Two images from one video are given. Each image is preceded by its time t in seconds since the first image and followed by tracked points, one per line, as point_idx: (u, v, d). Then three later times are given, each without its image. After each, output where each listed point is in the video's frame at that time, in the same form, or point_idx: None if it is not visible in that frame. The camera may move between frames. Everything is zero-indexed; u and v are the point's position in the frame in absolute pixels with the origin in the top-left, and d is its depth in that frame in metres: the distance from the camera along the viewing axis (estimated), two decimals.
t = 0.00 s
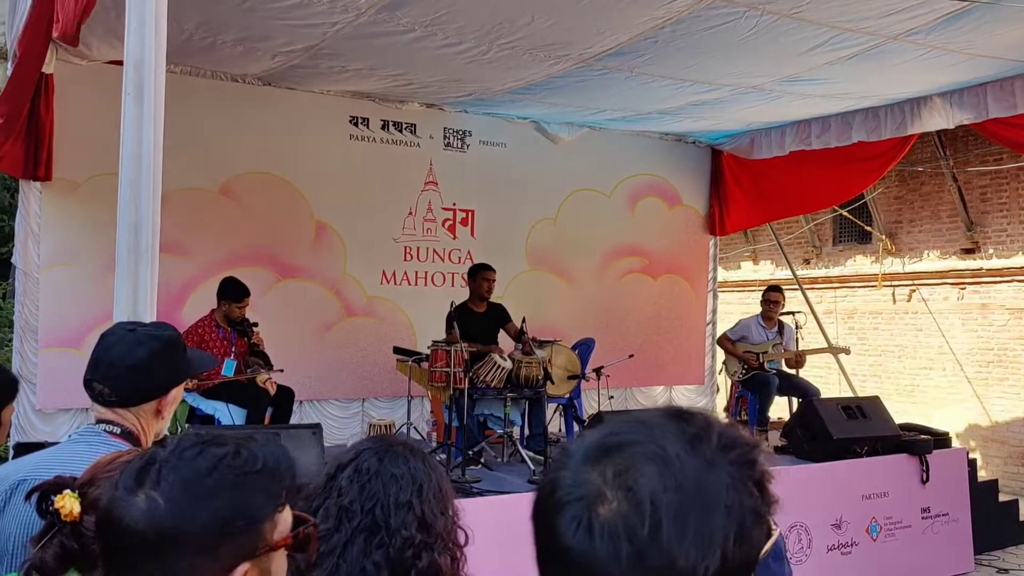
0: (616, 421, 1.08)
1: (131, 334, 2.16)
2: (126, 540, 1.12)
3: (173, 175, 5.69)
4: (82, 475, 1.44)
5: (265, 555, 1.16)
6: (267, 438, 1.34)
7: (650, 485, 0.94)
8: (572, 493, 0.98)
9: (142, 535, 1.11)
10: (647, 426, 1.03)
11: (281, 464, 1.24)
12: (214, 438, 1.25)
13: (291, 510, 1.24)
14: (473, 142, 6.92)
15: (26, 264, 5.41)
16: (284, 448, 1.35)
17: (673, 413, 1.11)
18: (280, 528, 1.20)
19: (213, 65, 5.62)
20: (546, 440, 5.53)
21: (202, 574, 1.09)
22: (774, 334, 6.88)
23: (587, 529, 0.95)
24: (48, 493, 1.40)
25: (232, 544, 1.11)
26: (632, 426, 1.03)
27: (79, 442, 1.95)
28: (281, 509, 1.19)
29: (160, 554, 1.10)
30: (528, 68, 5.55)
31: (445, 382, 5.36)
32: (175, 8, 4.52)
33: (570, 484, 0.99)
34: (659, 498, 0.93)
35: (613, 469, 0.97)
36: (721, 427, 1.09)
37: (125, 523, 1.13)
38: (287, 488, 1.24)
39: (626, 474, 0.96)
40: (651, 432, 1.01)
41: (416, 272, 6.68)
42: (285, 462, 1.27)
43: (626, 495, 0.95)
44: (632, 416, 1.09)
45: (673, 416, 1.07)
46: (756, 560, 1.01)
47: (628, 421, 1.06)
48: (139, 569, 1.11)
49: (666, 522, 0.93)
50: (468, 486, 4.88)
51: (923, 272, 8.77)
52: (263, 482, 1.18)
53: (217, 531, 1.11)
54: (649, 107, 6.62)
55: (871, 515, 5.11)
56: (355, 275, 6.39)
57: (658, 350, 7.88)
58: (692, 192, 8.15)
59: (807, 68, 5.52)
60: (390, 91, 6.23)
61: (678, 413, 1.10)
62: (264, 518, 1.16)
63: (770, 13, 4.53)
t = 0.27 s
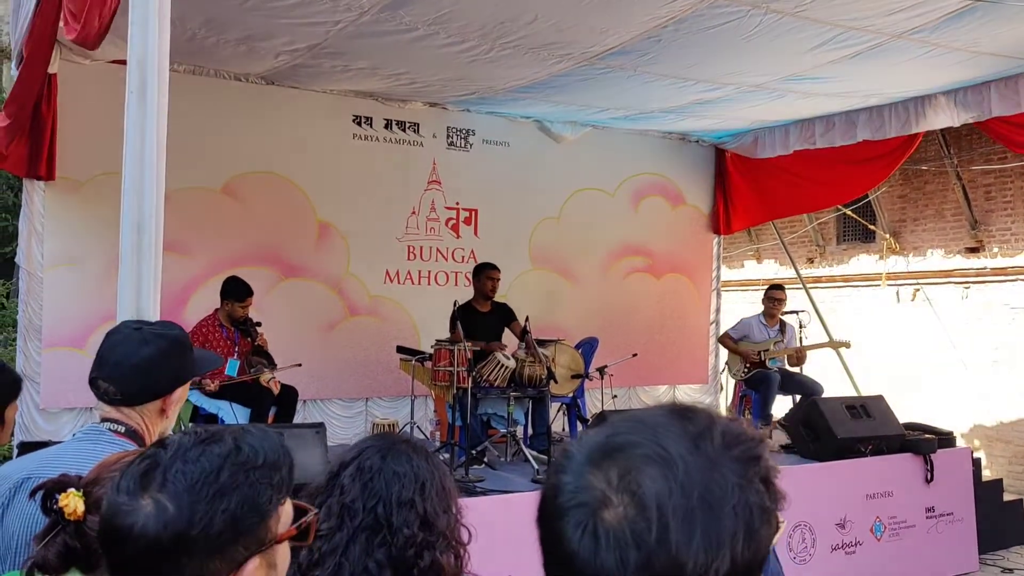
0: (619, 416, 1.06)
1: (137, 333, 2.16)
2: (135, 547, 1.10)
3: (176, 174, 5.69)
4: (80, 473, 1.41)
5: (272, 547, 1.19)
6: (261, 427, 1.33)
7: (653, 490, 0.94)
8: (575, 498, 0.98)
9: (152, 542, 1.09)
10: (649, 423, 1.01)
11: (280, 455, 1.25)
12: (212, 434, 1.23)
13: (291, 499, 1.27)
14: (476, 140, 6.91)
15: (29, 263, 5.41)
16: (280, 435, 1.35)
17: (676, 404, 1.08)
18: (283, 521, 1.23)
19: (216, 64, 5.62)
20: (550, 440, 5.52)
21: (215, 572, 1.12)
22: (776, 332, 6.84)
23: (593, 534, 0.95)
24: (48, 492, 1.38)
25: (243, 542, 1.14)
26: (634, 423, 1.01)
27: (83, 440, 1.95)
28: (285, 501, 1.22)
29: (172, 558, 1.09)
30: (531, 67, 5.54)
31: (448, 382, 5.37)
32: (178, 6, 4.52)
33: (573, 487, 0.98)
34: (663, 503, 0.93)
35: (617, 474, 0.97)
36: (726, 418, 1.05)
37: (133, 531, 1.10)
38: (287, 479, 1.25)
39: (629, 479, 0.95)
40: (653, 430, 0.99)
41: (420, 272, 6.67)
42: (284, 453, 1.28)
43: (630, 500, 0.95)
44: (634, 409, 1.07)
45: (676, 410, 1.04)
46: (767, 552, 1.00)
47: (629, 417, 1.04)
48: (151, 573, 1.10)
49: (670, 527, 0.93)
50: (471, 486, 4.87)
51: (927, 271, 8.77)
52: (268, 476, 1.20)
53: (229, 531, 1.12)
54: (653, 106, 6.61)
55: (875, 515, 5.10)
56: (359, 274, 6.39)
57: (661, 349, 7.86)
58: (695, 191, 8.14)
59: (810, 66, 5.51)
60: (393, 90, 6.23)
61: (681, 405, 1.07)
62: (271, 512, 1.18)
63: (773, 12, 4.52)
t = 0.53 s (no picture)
0: (624, 418, 1.01)
1: (138, 333, 2.16)
2: (133, 550, 1.10)
3: (177, 174, 5.69)
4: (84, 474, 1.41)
5: (270, 551, 1.18)
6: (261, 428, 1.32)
7: (668, 498, 0.89)
8: (586, 510, 0.93)
9: (150, 545, 1.09)
10: (657, 426, 0.96)
11: (279, 458, 1.24)
12: (211, 436, 1.23)
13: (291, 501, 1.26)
14: (478, 141, 6.91)
15: (31, 263, 5.41)
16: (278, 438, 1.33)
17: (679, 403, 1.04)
18: (282, 525, 1.21)
19: (218, 65, 5.62)
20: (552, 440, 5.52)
21: None
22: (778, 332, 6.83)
23: (608, 548, 0.91)
24: (52, 493, 1.38)
25: (240, 546, 1.13)
26: (641, 427, 0.96)
27: (84, 440, 1.95)
28: (284, 504, 1.20)
29: (170, 561, 1.10)
30: (532, 67, 5.54)
31: (450, 382, 5.38)
32: (180, 7, 4.52)
33: (582, 498, 0.94)
34: (679, 512, 0.89)
35: (629, 483, 0.92)
36: (732, 415, 1.02)
37: (131, 534, 1.10)
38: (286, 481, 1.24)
39: (643, 488, 0.91)
40: (662, 435, 0.94)
41: (421, 272, 6.67)
42: (283, 455, 1.27)
43: (645, 510, 0.90)
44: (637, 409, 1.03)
45: (682, 410, 1.00)
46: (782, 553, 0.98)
47: (635, 419, 0.99)
48: None
49: (689, 537, 0.89)
50: (473, 486, 4.87)
51: (928, 271, 8.78)
52: (267, 479, 1.19)
53: (226, 536, 1.12)
54: (654, 106, 6.61)
55: (877, 515, 5.09)
56: (361, 274, 6.39)
57: (663, 349, 7.85)
58: (697, 191, 8.13)
59: (812, 66, 5.50)
60: (394, 90, 6.23)
61: (685, 403, 1.03)
62: (268, 516, 1.17)
63: (775, 11, 4.51)
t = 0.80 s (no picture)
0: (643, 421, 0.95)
1: (140, 334, 2.16)
2: (139, 550, 1.10)
3: (178, 175, 5.69)
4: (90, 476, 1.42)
5: (274, 553, 1.16)
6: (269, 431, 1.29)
7: (709, 507, 0.84)
8: (622, 526, 0.87)
9: (155, 544, 1.09)
10: (683, 429, 0.91)
11: (285, 461, 1.23)
12: (220, 438, 1.22)
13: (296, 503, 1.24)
14: (478, 141, 6.91)
15: (33, 264, 5.42)
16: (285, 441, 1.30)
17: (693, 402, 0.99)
18: (287, 527, 1.19)
19: (219, 66, 5.62)
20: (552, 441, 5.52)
21: None
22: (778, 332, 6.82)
23: (650, 564, 0.85)
24: (57, 494, 1.38)
25: (244, 546, 1.12)
26: (664, 433, 0.90)
27: (84, 441, 1.95)
28: (288, 507, 1.18)
29: (175, 561, 1.09)
30: (533, 68, 5.54)
31: (451, 382, 5.31)
32: (180, 8, 4.53)
33: (616, 514, 0.88)
34: (719, 522, 0.84)
35: (664, 494, 0.86)
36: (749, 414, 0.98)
37: (136, 533, 1.10)
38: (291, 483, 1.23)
39: (680, 499, 0.85)
40: (690, 439, 0.89)
41: (422, 272, 6.67)
42: (289, 458, 1.25)
43: (684, 521, 0.85)
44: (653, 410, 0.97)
45: (702, 410, 0.95)
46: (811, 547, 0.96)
47: (657, 424, 0.93)
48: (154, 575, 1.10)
49: (732, 547, 0.84)
50: (474, 487, 4.87)
51: (928, 271, 8.81)
52: (271, 482, 1.17)
53: (229, 536, 1.11)
54: (655, 106, 6.61)
55: (878, 515, 5.09)
56: (361, 275, 6.39)
57: (664, 349, 7.85)
58: (697, 191, 8.13)
59: (813, 66, 5.50)
60: (395, 91, 6.23)
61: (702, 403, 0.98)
62: (272, 518, 1.15)
63: (776, 12, 4.51)
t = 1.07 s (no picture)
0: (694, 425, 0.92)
1: (149, 337, 2.18)
2: (184, 547, 1.11)
3: (179, 177, 5.70)
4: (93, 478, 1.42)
5: (316, 548, 1.14)
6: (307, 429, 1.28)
7: (774, 515, 0.83)
8: (679, 533, 0.83)
9: (198, 540, 1.10)
10: (742, 436, 0.89)
11: (326, 456, 1.22)
12: (261, 436, 1.22)
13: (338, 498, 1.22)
14: (479, 143, 6.92)
15: (34, 267, 5.43)
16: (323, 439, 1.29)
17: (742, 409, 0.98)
18: (327, 522, 1.17)
19: (219, 68, 5.63)
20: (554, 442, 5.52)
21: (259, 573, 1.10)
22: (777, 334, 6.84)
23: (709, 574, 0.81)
24: (60, 497, 1.37)
25: (285, 542, 1.11)
26: (725, 439, 0.88)
27: (86, 443, 1.94)
28: (330, 502, 1.17)
29: (218, 558, 1.09)
30: (533, 69, 5.54)
31: (451, 384, 5.32)
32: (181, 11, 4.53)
33: (671, 521, 0.84)
34: (786, 532, 0.82)
35: (727, 501, 0.83)
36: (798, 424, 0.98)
37: (180, 530, 1.11)
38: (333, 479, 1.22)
39: (744, 506, 0.83)
40: (752, 446, 0.87)
41: (423, 274, 6.67)
42: (330, 454, 1.24)
43: (748, 532, 0.82)
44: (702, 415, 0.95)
45: (755, 417, 0.94)
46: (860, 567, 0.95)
47: (712, 430, 0.91)
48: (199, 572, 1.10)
49: (797, 558, 0.83)
50: (475, 488, 4.87)
51: (931, 272, 8.78)
52: (311, 478, 1.16)
53: (271, 531, 1.10)
54: (655, 107, 6.61)
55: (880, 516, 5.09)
56: (362, 277, 6.40)
57: (664, 350, 7.85)
58: (698, 192, 8.13)
59: (814, 67, 5.50)
60: (395, 93, 6.23)
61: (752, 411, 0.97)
62: (313, 513, 1.14)
63: (776, 13, 4.51)
